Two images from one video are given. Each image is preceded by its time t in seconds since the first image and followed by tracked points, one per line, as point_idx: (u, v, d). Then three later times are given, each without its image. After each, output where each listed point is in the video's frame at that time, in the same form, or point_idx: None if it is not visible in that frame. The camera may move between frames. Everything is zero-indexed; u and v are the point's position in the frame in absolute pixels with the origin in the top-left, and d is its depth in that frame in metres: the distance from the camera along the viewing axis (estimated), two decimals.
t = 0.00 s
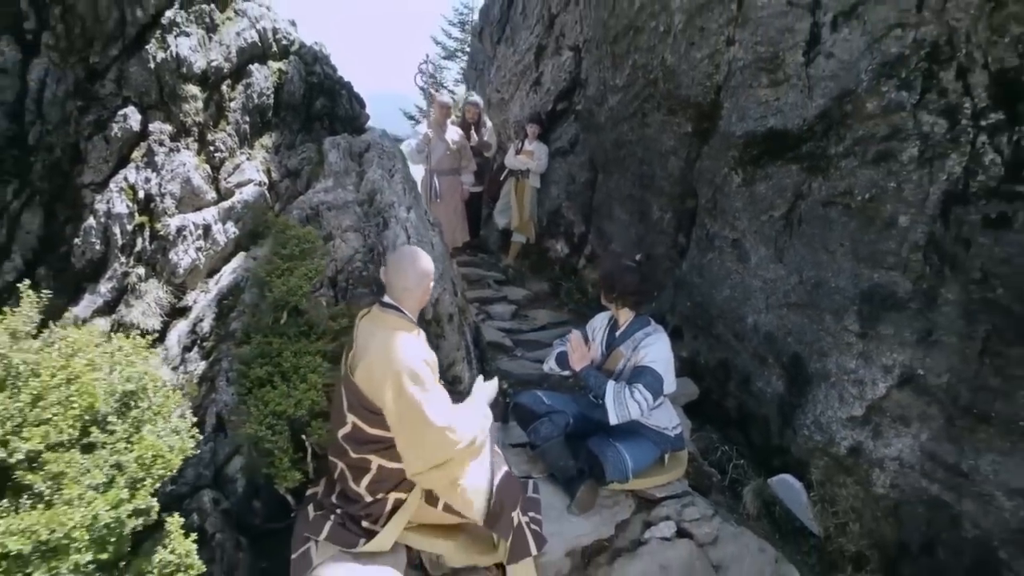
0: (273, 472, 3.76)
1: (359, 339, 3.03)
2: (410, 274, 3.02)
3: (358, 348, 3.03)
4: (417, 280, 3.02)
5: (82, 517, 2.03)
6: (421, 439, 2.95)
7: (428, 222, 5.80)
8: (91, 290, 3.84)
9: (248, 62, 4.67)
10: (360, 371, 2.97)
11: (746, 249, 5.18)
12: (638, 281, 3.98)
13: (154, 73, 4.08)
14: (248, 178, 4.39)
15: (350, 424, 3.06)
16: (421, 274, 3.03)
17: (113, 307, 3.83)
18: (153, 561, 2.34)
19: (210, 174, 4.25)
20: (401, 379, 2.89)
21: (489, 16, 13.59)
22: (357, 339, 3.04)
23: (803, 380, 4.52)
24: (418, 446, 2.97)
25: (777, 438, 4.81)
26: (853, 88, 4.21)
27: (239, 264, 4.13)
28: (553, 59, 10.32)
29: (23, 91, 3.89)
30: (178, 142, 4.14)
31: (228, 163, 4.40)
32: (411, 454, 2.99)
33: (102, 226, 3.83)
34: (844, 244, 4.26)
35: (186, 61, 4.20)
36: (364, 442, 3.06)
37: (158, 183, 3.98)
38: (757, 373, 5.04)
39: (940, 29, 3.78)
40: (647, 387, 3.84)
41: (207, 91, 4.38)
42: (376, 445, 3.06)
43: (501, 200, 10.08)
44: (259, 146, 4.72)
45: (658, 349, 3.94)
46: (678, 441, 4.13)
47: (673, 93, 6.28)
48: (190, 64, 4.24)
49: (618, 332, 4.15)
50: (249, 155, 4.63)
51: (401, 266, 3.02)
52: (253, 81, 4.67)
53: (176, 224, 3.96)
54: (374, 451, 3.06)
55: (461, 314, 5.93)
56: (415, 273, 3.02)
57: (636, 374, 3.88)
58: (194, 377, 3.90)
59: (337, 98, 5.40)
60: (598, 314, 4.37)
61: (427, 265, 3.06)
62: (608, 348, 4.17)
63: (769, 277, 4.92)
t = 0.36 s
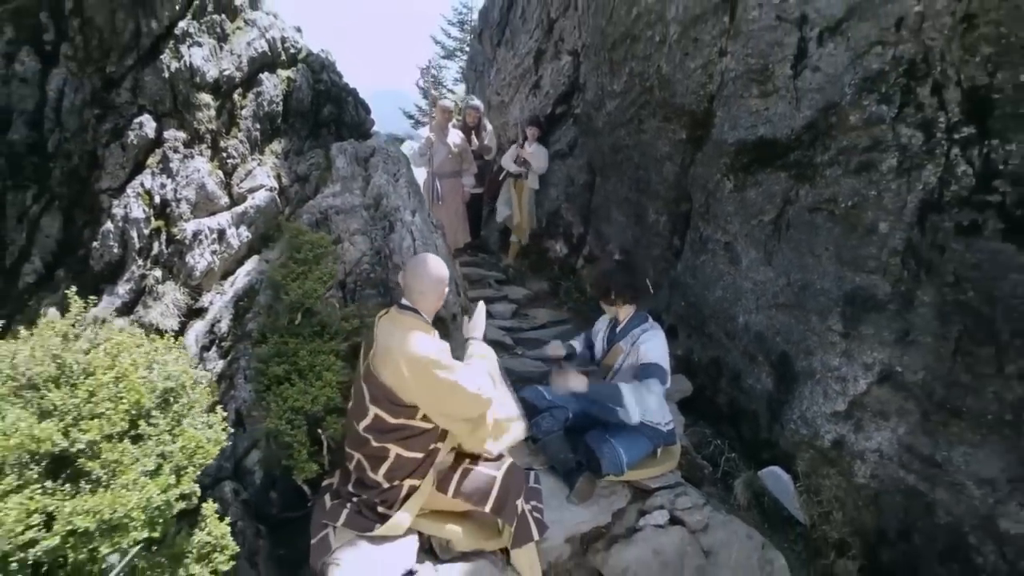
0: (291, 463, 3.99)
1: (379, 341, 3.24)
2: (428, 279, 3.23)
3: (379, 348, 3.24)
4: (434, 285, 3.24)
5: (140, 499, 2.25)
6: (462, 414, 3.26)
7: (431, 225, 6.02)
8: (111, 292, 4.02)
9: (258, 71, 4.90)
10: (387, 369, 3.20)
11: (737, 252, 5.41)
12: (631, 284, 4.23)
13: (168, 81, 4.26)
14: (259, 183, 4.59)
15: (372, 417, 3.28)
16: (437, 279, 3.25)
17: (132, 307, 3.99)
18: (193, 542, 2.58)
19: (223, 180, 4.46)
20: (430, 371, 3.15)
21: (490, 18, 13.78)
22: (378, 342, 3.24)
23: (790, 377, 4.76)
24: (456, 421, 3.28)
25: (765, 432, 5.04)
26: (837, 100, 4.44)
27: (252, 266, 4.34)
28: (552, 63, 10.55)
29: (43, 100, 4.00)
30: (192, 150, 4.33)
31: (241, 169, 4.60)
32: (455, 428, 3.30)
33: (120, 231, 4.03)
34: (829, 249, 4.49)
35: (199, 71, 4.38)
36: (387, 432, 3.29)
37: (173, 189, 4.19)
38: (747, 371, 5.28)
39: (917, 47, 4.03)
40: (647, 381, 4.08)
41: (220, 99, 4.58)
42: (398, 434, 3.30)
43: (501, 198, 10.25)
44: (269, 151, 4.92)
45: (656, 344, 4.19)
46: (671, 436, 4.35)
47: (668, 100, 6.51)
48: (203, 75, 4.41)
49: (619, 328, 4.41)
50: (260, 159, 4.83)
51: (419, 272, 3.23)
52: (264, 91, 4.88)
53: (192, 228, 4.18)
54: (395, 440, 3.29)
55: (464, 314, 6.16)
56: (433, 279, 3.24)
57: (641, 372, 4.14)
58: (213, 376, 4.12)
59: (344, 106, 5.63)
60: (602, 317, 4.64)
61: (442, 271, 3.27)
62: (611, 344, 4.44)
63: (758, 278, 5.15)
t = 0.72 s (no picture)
0: (308, 454, 4.23)
1: (396, 339, 3.45)
2: (442, 281, 3.46)
3: (396, 344, 3.46)
4: (448, 285, 3.48)
5: (187, 481, 2.51)
6: (476, 403, 3.54)
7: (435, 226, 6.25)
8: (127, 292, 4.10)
9: (269, 77, 4.90)
10: (407, 364, 3.43)
11: (729, 253, 5.65)
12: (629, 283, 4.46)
13: (181, 88, 4.28)
14: (270, 187, 4.71)
15: (391, 407, 3.51)
16: (451, 280, 3.48)
17: (149, 307, 4.09)
18: (226, 523, 2.82)
19: (236, 184, 4.53)
20: (449, 366, 3.39)
21: (490, 19, 13.97)
22: (395, 340, 3.45)
23: (779, 372, 5.01)
24: (470, 409, 3.54)
25: (755, 425, 5.29)
26: (823, 110, 4.68)
27: (264, 266, 4.53)
28: (551, 65, 10.77)
29: (61, 106, 4.03)
30: (204, 156, 4.37)
31: (252, 172, 4.69)
32: (469, 417, 3.58)
33: (136, 233, 4.10)
34: (816, 251, 4.74)
35: (211, 78, 4.42)
36: (406, 421, 3.53)
37: (189, 193, 4.26)
38: (738, 367, 5.52)
39: (897, 61, 4.27)
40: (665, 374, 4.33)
41: (232, 106, 4.61)
42: (416, 423, 3.54)
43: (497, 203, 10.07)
44: (278, 156, 4.95)
45: (649, 334, 4.45)
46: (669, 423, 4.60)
47: (664, 106, 6.74)
48: (215, 82, 4.45)
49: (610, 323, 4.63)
50: (270, 164, 4.86)
51: (433, 274, 3.46)
52: (272, 98, 4.87)
53: (208, 230, 4.30)
54: (413, 428, 3.54)
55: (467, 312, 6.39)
56: (446, 280, 3.47)
57: (658, 359, 4.40)
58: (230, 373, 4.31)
59: (351, 110, 5.59)
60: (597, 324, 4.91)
61: (455, 272, 3.50)
62: (604, 338, 4.65)
63: (750, 278, 5.39)
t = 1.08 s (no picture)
0: (325, 446, 4.46)
1: (411, 338, 3.69)
2: (455, 283, 3.69)
3: (411, 342, 3.70)
4: (459, 287, 3.71)
5: (225, 467, 2.75)
6: (483, 400, 3.78)
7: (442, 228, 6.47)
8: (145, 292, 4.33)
9: (279, 84, 4.96)
10: (420, 361, 3.68)
11: (724, 254, 5.88)
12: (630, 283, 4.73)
13: (196, 95, 4.48)
14: (281, 189, 4.81)
15: (406, 401, 3.76)
16: (462, 283, 3.71)
17: (167, 306, 4.31)
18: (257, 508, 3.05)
19: (248, 187, 4.68)
20: (460, 364, 3.63)
21: (490, 23, 14.27)
22: (410, 339, 3.69)
23: (772, 369, 5.24)
24: (478, 405, 3.78)
25: (749, 419, 5.52)
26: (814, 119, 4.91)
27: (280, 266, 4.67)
28: (552, 68, 10.99)
29: (79, 112, 4.29)
30: (220, 160, 4.56)
31: (264, 177, 4.79)
32: (475, 413, 3.84)
33: (154, 234, 4.33)
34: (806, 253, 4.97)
35: (225, 85, 4.59)
36: (419, 415, 3.77)
37: (204, 196, 4.44)
38: (732, 363, 5.75)
39: (881, 74, 4.52)
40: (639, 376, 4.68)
41: (245, 112, 4.73)
42: (428, 417, 3.78)
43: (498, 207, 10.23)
44: (289, 160, 5.02)
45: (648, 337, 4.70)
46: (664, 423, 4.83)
47: (662, 112, 6.97)
48: (228, 88, 4.61)
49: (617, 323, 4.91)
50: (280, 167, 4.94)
51: (446, 276, 3.69)
52: (284, 104, 4.94)
53: (224, 233, 4.48)
54: (426, 422, 3.78)
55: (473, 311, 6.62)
56: (458, 282, 3.70)
57: (643, 362, 4.67)
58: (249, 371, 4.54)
59: (358, 114, 5.60)
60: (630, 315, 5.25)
61: (466, 275, 3.72)
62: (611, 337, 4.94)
63: (743, 279, 5.62)
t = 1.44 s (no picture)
0: (342, 439, 4.66)
1: (425, 336, 3.93)
2: (466, 284, 3.95)
3: (424, 339, 3.94)
4: (470, 288, 3.96)
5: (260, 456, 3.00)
6: (490, 396, 4.03)
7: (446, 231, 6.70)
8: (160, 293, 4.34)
9: (290, 91, 5.11)
10: (433, 357, 3.92)
11: (718, 256, 6.11)
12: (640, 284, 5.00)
13: (210, 103, 4.51)
14: (293, 195, 4.97)
15: (418, 396, 3.99)
16: (472, 284, 3.97)
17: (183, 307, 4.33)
18: (285, 495, 3.30)
19: (261, 192, 4.78)
20: (471, 361, 3.88)
21: (490, 27, 14.50)
22: (424, 336, 3.93)
23: (764, 366, 5.49)
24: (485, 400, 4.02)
25: (743, 415, 5.77)
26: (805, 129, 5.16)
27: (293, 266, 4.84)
28: (552, 73, 11.23)
29: (96, 120, 4.29)
30: (233, 166, 4.63)
31: (275, 182, 4.92)
32: (481, 409, 4.08)
33: (168, 238, 4.33)
34: (797, 255, 5.21)
35: (237, 93, 4.63)
36: (431, 409, 4.00)
37: (218, 201, 4.50)
38: (727, 361, 5.99)
39: (867, 86, 4.77)
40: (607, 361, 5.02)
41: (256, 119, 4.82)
42: (439, 411, 4.01)
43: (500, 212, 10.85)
44: (299, 165, 5.17)
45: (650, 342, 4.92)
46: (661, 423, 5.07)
47: (661, 119, 7.21)
48: (240, 96, 4.66)
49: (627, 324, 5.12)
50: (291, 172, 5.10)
51: (458, 277, 3.94)
52: (294, 112, 5.08)
53: (238, 237, 4.56)
54: (438, 416, 4.01)
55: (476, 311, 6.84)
56: (468, 284, 3.96)
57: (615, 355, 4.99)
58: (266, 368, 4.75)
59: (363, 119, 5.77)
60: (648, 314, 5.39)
61: (476, 277, 3.98)
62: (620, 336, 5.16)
63: (736, 280, 5.86)
